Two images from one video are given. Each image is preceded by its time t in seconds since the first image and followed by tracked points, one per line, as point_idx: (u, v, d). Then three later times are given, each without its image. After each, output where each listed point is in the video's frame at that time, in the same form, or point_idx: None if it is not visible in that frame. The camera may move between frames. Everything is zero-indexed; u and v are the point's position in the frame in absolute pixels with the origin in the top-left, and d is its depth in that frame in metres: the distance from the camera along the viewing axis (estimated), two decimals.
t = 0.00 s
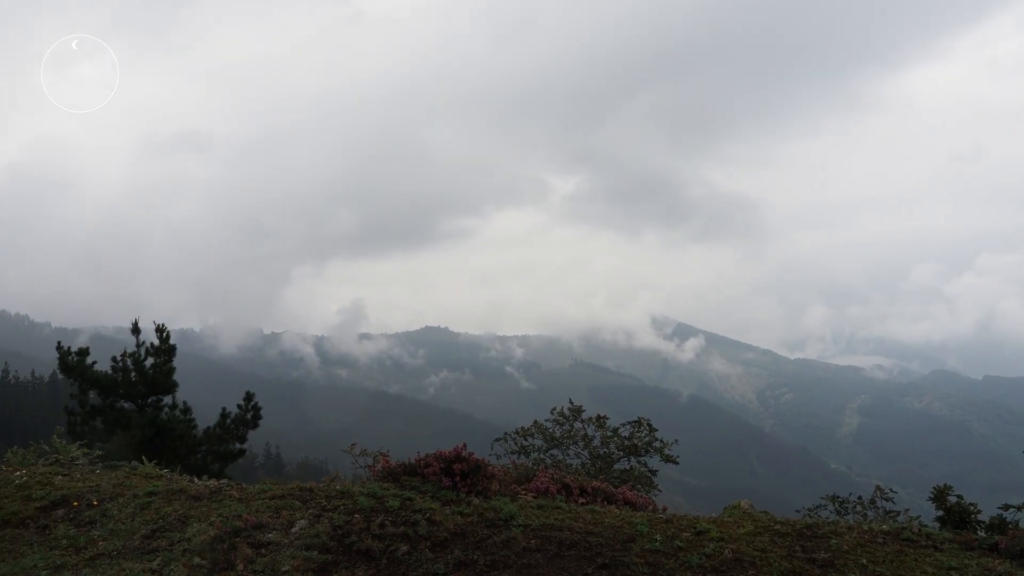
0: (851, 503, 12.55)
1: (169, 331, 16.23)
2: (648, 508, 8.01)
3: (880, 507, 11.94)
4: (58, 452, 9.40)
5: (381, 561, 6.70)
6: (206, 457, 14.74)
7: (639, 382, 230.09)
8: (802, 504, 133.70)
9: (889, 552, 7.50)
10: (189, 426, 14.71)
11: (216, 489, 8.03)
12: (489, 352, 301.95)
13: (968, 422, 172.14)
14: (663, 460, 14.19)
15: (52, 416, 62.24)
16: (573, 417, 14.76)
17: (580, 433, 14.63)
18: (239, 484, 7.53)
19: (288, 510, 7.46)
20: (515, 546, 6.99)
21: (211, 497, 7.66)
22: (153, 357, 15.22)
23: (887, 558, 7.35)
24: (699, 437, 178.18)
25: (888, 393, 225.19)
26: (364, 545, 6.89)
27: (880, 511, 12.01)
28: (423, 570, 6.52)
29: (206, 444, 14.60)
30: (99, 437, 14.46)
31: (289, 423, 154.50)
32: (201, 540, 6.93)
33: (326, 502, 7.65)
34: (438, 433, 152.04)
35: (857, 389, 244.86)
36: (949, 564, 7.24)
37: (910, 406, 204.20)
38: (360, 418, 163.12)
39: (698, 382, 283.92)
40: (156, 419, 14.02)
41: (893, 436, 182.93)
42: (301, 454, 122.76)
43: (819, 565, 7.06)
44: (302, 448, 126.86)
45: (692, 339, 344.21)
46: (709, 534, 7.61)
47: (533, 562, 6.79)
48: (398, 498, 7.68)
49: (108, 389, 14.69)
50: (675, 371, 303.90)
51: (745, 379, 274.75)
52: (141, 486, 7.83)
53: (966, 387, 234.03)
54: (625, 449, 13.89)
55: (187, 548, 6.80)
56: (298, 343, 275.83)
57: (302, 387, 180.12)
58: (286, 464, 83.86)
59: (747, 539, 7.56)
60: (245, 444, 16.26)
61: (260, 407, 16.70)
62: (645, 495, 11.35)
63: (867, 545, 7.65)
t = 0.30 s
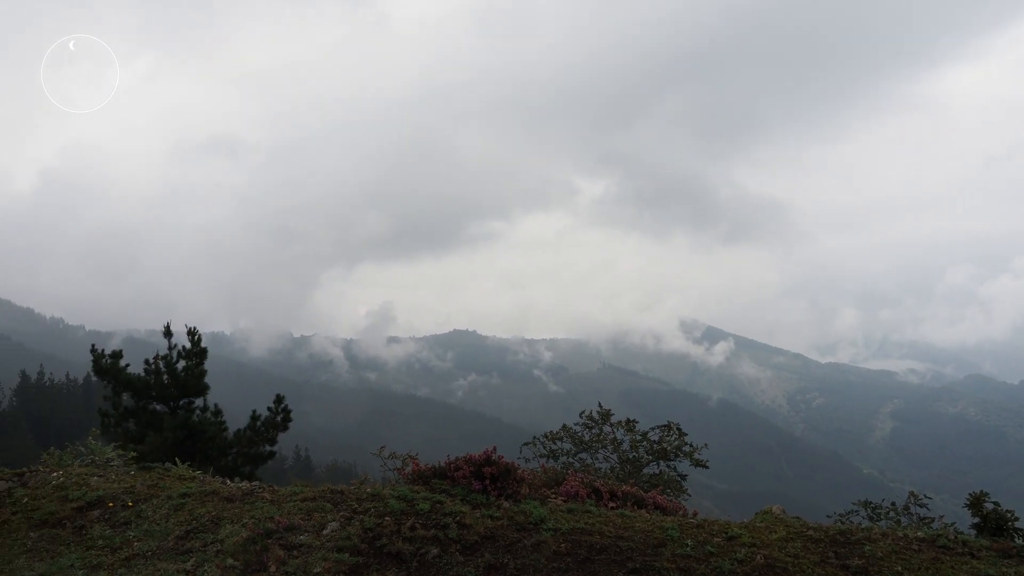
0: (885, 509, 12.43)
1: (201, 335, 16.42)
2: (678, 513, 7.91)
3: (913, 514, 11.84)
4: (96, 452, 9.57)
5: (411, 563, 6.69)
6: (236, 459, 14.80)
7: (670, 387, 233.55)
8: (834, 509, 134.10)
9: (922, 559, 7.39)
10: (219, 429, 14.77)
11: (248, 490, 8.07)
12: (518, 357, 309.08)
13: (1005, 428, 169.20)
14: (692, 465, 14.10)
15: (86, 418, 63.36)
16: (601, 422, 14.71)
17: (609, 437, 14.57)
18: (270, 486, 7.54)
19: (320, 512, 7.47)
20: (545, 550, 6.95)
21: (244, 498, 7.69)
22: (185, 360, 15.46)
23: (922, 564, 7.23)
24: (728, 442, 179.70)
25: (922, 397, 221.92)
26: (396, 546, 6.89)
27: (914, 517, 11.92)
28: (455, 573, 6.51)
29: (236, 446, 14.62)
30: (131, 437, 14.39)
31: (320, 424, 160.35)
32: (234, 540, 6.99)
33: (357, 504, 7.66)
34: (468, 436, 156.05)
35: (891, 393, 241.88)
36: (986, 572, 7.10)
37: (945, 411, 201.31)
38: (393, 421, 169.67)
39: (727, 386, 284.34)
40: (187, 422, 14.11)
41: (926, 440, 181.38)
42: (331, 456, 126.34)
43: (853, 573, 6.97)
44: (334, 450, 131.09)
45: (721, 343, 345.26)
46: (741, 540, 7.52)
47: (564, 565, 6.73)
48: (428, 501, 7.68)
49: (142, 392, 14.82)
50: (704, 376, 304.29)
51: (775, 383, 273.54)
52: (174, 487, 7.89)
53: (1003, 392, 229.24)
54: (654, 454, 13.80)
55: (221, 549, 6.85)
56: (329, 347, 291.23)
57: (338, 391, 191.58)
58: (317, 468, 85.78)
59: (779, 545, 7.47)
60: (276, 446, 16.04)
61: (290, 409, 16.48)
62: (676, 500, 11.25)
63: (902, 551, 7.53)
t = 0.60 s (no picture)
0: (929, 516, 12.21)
1: (240, 336, 16.59)
2: (718, 517, 7.78)
3: (961, 521, 11.56)
4: (143, 451, 9.77)
5: (450, 565, 6.67)
6: (276, 460, 14.91)
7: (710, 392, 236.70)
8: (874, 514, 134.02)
9: (970, 567, 7.20)
10: (259, 430, 14.94)
11: (287, 492, 8.08)
12: (555, 359, 318.44)
13: None
14: (731, 468, 13.97)
15: (129, 419, 64.68)
16: (639, 425, 14.68)
17: (646, 440, 14.49)
18: (310, 486, 7.55)
19: (360, 513, 7.50)
20: (585, 552, 6.91)
21: (285, 499, 7.72)
22: (225, 361, 15.56)
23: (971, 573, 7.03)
24: (768, 447, 180.56)
25: (965, 403, 217.06)
26: (435, 549, 6.88)
27: (961, 524, 11.65)
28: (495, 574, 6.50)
29: (275, 448, 14.76)
30: (170, 438, 14.41)
31: (358, 426, 168.08)
32: (276, 540, 7.03)
33: (397, 506, 7.66)
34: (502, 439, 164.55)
35: (934, 397, 237.29)
36: None
37: (989, 417, 197.22)
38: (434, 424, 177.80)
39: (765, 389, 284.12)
40: (228, 423, 14.23)
41: (969, 444, 178.94)
42: (370, 459, 131.37)
43: None
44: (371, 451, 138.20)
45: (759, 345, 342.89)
46: (783, 545, 7.39)
47: (602, 570, 6.66)
48: (467, 503, 7.66)
49: (183, 392, 14.97)
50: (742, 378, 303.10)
51: (814, 387, 271.41)
52: (217, 487, 7.95)
53: None
54: (692, 457, 13.69)
55: (264, 549, 6.90)
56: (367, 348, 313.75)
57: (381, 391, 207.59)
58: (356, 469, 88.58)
59: (821, 550, 7.37)
60: (313, 448, 16.29)
61: (326, 411, 17.05)
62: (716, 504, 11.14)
63: (948, 559, 7.36)
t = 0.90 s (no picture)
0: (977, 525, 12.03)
1: (281, 338, 16.92)
2: (761, 523, 7.65)
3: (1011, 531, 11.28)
4: (188, 453, 9.93)
5: (493, 568, 6.65)
6: (315, 462, 15.02)
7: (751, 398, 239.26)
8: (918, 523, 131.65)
9: None
10: (300, 431, 15.14)
11: (329, 493, 8.11)
12: (592, 363, 330.38)
13: None
14: (772, 474, 13.82)
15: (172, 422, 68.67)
16: (678, 429, 14.62)
17: (686, 445, 14.44)
18: (354, 488, 7.61)
19: (401, 516, 7.50)
20: (628, 557, 6.80)
21: (328, 501, 7.73)
22: (266, 364, 15.73)
23: None
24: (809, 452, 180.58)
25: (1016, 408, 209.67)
26: (477, 551, 6.84)
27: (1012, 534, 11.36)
28: None
29: (315, 450, 14.88)
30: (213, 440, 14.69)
31: (395, 431, 177.19)
32: (318, 542, 7.05)
33: (438, 508, 7.65)
34: (536, 446, 172.64)
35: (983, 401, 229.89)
36: None
37: None
38: (472, 432, 186.38)
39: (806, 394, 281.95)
40: (268, 424, 14.36)
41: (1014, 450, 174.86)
42: (408, 463, 137.28)
43: None
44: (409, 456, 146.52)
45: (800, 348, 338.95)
46: (829, 552, 7.23)
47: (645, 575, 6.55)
48: (508, 507, 7.61)
49: (225, 394, 15.23)
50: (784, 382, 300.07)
51: (857, 392, 267.90)
52: (261, 488, 8.02)
53: None
54: (732, 462, 13.56)
55: (306, 551, 6.90)
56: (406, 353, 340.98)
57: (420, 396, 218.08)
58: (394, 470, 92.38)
59: (868, 557, 7.21)
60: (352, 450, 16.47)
61: (366, 413, 17.12)
62: (759, 510, 11.00)
63: (998, 568, 7.13)
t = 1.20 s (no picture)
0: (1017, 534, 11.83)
1: (317, 340, 17.03)
2: (802, 530, 7.50)
3: None
4: (227, 454, 10.02)
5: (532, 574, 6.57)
6: (350, 464, 14.80)
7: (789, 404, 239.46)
8: (963, 529, 127.94)
9: None
10: (334, 435, 15.02)
11: (366, 495, 8.11)
12: (627, 365, 339.90)
13: None
14: (811, 480, 13.59)
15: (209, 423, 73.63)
16: (715, 433, 14.47)
17: (723, 449, 14.29)
18: (391, 491, 7.60)
19: (439, 517, 7.50)
20: (666, 562, 6.69)
21: (366, 502, 7.79)
22: (303, 366, 15.85)
23: None
24: (851, 457, 178.77)
25: None
26: (515, 555, 6.80)
27: None
28: None
29: (350, 452, 14.69)
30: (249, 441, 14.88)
31: (429, 432, 182.75)
32: (358, 544, 7.07)
33: (475, 511, 7.63)
34: (568, 448, 176.46)
35: None
36: None
37: None
38: (506, 434, 191.60)
39: (845, 400, 277.75)
40: (302, 427, 14.49)
41: None
42: (442, 466, 141.51)
43: None
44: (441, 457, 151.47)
45: (837, 353, 334.26)
46: (869, 559, 7.05)
47: None
48: (544, 510, 7.55)
49: (262, 396, 15.37)
50: (821, 389, 295.56)
51: (897, 396, 262.86)
52: (300, 490, 8.07)
53: None
54: (769, 467, 13.47)
55: (345, 553, 6.93)
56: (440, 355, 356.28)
57: (452, 398, 223.95)
58: (428, 474, 95.29)
59: (914, 563, 7.04)
60: (390, 453, 15.84)
61: (401, 416, 16.27)
62: (797, 514, 10.87)
63: None
